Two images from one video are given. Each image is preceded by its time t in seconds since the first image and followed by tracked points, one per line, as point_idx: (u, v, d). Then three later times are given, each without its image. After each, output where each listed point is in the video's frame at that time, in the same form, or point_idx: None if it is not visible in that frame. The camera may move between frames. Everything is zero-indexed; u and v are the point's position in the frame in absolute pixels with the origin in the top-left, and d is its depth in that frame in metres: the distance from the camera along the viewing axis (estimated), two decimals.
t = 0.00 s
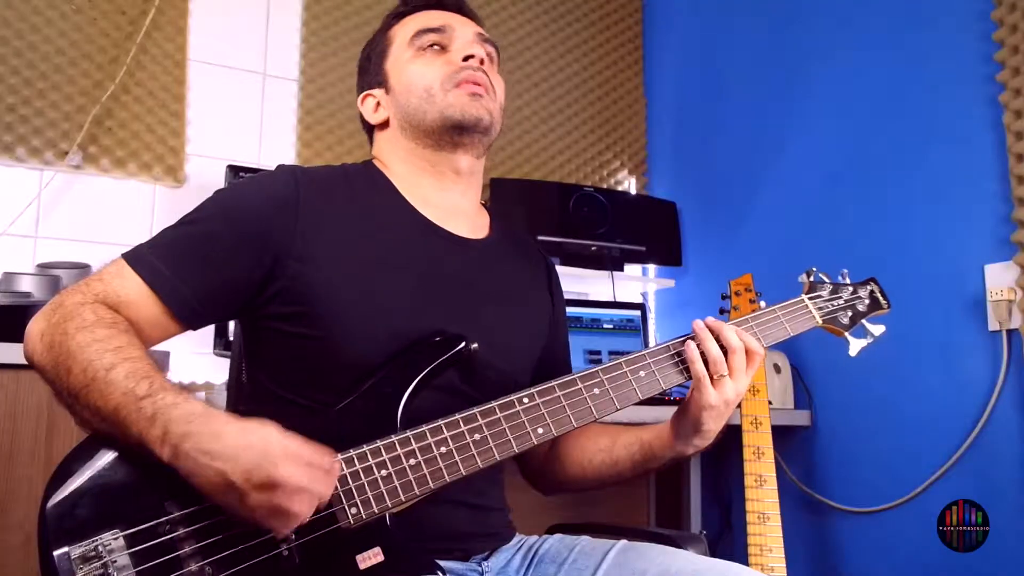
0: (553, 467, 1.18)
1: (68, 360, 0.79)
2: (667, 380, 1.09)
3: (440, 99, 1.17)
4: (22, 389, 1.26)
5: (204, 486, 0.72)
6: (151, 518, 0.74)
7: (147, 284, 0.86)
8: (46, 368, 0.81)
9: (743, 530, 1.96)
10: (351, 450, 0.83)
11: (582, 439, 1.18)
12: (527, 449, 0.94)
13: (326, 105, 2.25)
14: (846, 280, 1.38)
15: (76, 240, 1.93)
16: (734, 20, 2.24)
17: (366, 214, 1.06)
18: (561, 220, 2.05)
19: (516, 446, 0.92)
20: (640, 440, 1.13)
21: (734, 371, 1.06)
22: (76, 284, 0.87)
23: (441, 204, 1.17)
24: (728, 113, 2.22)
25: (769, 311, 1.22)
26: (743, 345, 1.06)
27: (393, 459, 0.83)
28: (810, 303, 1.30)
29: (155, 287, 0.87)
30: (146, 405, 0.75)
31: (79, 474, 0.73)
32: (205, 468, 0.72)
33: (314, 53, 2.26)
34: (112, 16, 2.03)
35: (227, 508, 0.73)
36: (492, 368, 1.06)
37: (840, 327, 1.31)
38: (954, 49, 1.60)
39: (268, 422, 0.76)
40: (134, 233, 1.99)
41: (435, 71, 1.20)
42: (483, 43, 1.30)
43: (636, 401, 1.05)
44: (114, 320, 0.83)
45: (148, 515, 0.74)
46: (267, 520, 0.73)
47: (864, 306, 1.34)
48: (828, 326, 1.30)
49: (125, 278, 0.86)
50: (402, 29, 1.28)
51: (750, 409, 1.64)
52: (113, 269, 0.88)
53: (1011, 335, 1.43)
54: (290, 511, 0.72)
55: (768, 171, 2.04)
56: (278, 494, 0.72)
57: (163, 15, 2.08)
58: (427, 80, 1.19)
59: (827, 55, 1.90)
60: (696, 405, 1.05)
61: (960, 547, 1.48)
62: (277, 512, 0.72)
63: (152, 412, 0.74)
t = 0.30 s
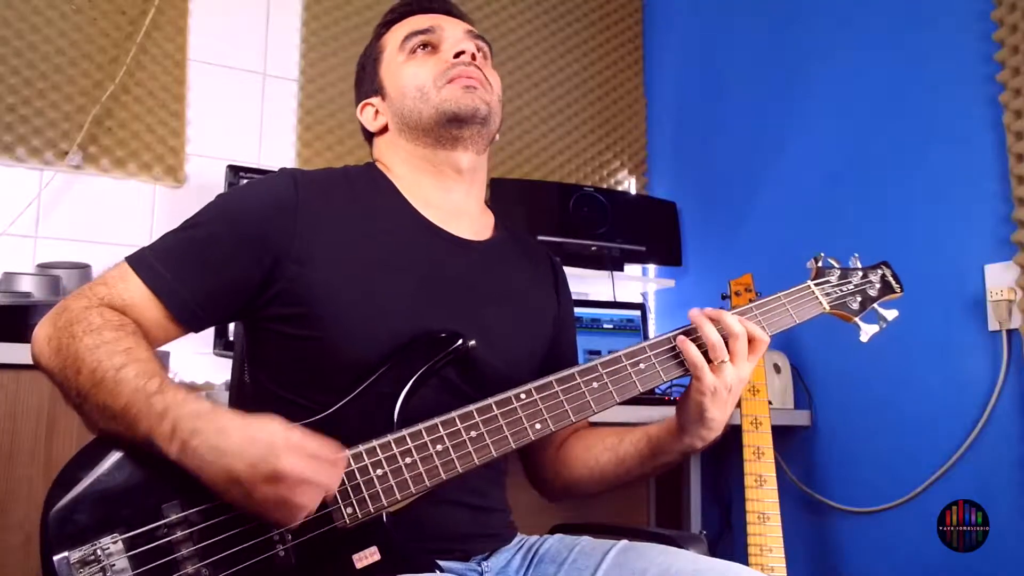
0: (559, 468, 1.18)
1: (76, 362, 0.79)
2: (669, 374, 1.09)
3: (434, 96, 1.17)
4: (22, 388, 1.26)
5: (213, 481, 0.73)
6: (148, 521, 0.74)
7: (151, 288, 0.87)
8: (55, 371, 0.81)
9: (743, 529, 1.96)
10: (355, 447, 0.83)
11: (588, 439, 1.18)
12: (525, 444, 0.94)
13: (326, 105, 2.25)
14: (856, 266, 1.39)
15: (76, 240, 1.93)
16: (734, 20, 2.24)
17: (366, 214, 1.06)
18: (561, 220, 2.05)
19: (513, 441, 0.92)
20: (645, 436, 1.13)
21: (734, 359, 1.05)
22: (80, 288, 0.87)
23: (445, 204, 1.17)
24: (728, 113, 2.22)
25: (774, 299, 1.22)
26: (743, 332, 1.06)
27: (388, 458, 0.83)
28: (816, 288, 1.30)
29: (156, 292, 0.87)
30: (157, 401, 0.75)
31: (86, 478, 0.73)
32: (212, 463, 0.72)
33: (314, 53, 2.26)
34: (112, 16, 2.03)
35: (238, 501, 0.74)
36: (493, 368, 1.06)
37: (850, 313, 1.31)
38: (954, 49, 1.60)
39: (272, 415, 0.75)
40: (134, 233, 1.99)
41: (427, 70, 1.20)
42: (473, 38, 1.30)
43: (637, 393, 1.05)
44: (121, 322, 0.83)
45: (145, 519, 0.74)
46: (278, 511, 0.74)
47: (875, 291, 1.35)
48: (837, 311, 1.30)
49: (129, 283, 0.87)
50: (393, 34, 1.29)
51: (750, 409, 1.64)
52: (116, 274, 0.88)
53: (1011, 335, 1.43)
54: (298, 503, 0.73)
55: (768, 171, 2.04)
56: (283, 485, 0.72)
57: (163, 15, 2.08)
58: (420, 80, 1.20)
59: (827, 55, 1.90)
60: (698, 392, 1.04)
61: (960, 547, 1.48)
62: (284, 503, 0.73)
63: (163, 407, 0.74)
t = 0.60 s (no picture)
0: (555, 471, 1.18)
1: (74, 362, 0.79)
2: (670, 374, 1.08)
3: (434, 96, 1.17)
4: (22, 388, 1.26)
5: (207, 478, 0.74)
6: (145, 520, 0.74)
7: (151, 292, 0.87)
8: (55, 372, 0.81)
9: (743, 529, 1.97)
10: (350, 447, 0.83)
11: (584, 441, 1.19)
12: (523, 445, 0.94)
13: (326, 105, 2.25)
14: (859, 267, 1.38)
15: (76, 240, 1.93)
16: (734, 20, 2.24)
17: (366, 214, 1.06)
18: (562, 220, 2.04)
19: (510, 442, 0.92)
20: (639, 436, 1.14)
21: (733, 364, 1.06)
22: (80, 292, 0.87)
23: (442, 205, 1.17)
24: (728, 112, 2.22)
25: (776, 299, 1.23)
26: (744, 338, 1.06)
27: (386, 458, 0.83)
28: (818, 290, 1.29)
29: (157, 295, 0.87)
30: (152, 399, 0.76)
31: (85, 477, 0.73)
32: (205, 461, 0.73)
33: (314, 53, 2.25)
34: (112, 16, 2.03)
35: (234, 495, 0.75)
36: (492, 368, 1.06)
37: (852, 314, 1.31)
38: (954, 49, 1.60)
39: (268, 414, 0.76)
40: (135, 233, 2.00)
41: (430, 70, 1.20)
42: (483, 41, 1.30)
43: (636, 394, 1.05)
44: (119, 323, 0.83)
45: (145, 518, 0.74)
46: (276, 503, 0.74)
47: (879, 291, 1.35)
48: (839, 312, 1.30)
49: (130, 285, 0.87)
50: (402, 35, 1.29)
51: (750, 409, 1.64)
52: (118, 276, 0.88)
53: (1011, 335, 1.43)
54: (293, 494, 0.73)
55: (768, 171, 2.04)
56: (278, 477, 0.73)
57: (163, 15, 2.08)
58: (422, 79, 1.20)
59: (827, 55, 1.90)
60: (698, 393, 1.05)
61: (960, 547, 1.48)
62: (279, 494, 0.73)
63: (157, 405, 0.75)
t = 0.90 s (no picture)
0: (539, 469, 1.20)
1: (78, 358, 0.79)
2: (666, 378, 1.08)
3: (432, 97, 1.17)
4: (22, 388, 1.26)
5: (218, 470, 0.74)
6: (148, 519, 0.74)
7: (152, 289, 0.87)
8: (54, 368, 0.81)
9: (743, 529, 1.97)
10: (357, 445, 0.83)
11: (557, 437, 1.19)
12: (524, 446, 0.94)
13: (326, 105, 2.25)
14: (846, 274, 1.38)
15: (76, 240, 1.93)
16: (733, 20, 2.24)
17: (365, 214, 1.06)
18: (562, 220, 2.04)
19: (511, 443, 0.92)
20: (610, 423, 1.15)
21: (724, 367, 1.07)
22: (79, 288, 0.87)
23: (442, 205, 1.17)
24: (728, 112, 2.21)
25: (768, 305, 1.23)
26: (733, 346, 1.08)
27: (388, 458, 0.83)
28: (808, 295, 1.30)
29: (157, 291, 0.87)
30: (160, 393, 0.77)
31: (82, 476, 0.73)
32: (217, 453, 0.73)
33: (314, 53, 2.25)
34: (112, 16, 2.03)
35: (248, 487, 0.75)
36: (491, 368, 1.06)
37: (840, 319, 1.31)
38: (953, 49, 1.60)
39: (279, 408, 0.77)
40: (135, 233, 2.00)
41: (427, 72, 1.20)
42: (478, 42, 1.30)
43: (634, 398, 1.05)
44: (122, 320, 0.83)
45: (147, 517, 0.74)
46: (290, 494, 0.75)
47: (864, 299, 1.35)
48: (828, 317, 1.30)
49: (129, 281, 0.87)
50: (397, 38, 1.29)
51: (750, 409, 1.64)
52: (117, 272, 0.88)
53: (1011, 335, 1.43)
54: (307, 484, 0.74)
55: (768, 171, 2.04)
56: (292, 467, 0.73)
57: (163, 15, 2.08)
58: (419, 80, 1.19)
59: (827, 55, 1.90)
60: (687, 394, 1.06)
61: (960, 547, 1.48)
62: (294, 484, 0.74)
63: (165, 399, 0.76)
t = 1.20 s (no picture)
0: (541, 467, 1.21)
1: (85, 349, 0.79)
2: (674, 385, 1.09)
3: (451, 94, 1.17)
4: (22, 387, 1.26)
5: (220, 469, 0.74)
6: (151, 514, 0.74)
7: (157, 278, 0.86)
8: (60, 358, 0.81)
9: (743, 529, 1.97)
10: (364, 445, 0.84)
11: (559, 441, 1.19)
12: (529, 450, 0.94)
13: (326, 105, 2.25)
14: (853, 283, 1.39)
15: (76, 240, 1.93)
16: (734, 20, 2.24)
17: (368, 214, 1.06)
18: (562, 220, 2.04)
19: (517, 446, 0.92)
20: (612, 423, 1.15)
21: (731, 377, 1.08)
22: (88, 276, 0.87)
23: (455, 207, 1.17)
24: (728, 112, 2.21)
25: (776, 315, 1.23)
26: (741, 356, 1.08)
27: (394, 458, 0.83)
28: (817, 307, 1.30)
29: (167, 284, 0.87)
30: (171, 385, 0.77)
31: (83, 466, 0.72)
32: (224, 450, 0.73)
33: (314, 53, 2.25)
34: (112, 16, 2.03)
35: (244, 489, 0.74)
36: (494, 368, 1.06)
37: (848, 331, 1.32)
38: (953, 49, 1.60)
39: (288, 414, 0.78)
40: (135, 233, 1.99)
41: (447, 70, 1.20)
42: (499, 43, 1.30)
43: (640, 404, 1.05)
44: (131, 310, 0.83)
45: (149, 511, 0.74)
46: (287, 504, 0.74)
47: (873, 309, 1.35)
48: (836, 328, 1.31)
49: (138, 272, 0.86)
50: (418, 35, 1.29)
51: (750, 409, 1.64)
52: (125, 262, 0.88)
53: (1011, 335, 1.43)
54: (307, 495, 0.74)
55: (768, 171, 2.04)
56: (298, 474, 0.74)
57: (163, 15, 2.08)
58: (439, 78, 1.19)
59: (827, 55, 1.90)
60: (693, 401, 1.08)
61: (960, 547, 1.48)
62: (293, 494, 0.74)
63: (177, 391, 0.76)
